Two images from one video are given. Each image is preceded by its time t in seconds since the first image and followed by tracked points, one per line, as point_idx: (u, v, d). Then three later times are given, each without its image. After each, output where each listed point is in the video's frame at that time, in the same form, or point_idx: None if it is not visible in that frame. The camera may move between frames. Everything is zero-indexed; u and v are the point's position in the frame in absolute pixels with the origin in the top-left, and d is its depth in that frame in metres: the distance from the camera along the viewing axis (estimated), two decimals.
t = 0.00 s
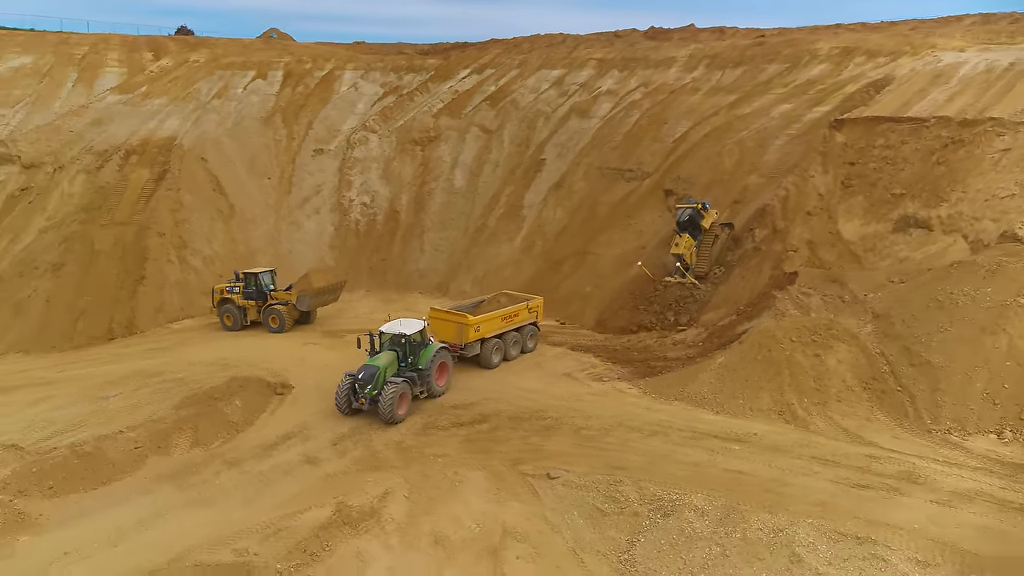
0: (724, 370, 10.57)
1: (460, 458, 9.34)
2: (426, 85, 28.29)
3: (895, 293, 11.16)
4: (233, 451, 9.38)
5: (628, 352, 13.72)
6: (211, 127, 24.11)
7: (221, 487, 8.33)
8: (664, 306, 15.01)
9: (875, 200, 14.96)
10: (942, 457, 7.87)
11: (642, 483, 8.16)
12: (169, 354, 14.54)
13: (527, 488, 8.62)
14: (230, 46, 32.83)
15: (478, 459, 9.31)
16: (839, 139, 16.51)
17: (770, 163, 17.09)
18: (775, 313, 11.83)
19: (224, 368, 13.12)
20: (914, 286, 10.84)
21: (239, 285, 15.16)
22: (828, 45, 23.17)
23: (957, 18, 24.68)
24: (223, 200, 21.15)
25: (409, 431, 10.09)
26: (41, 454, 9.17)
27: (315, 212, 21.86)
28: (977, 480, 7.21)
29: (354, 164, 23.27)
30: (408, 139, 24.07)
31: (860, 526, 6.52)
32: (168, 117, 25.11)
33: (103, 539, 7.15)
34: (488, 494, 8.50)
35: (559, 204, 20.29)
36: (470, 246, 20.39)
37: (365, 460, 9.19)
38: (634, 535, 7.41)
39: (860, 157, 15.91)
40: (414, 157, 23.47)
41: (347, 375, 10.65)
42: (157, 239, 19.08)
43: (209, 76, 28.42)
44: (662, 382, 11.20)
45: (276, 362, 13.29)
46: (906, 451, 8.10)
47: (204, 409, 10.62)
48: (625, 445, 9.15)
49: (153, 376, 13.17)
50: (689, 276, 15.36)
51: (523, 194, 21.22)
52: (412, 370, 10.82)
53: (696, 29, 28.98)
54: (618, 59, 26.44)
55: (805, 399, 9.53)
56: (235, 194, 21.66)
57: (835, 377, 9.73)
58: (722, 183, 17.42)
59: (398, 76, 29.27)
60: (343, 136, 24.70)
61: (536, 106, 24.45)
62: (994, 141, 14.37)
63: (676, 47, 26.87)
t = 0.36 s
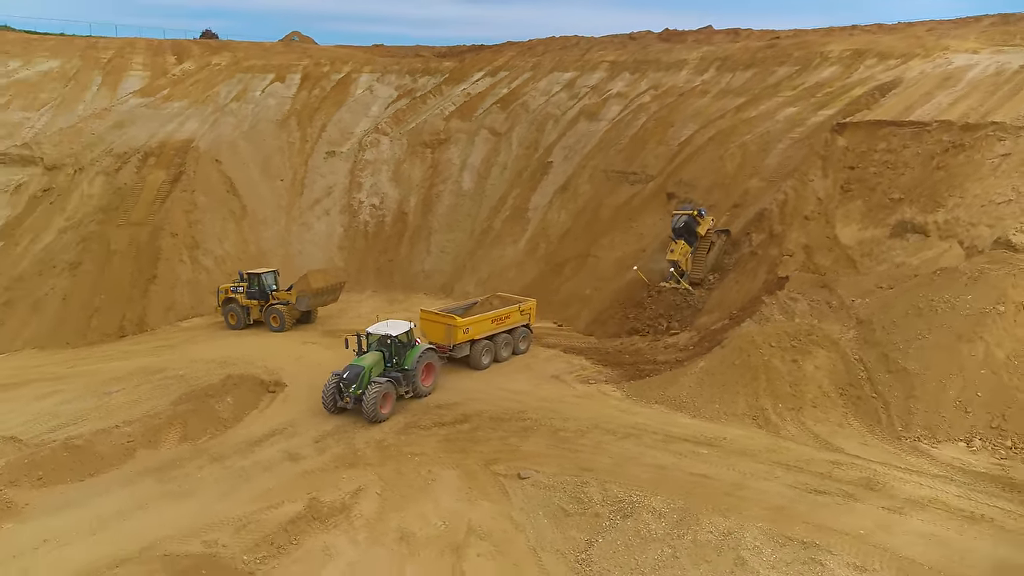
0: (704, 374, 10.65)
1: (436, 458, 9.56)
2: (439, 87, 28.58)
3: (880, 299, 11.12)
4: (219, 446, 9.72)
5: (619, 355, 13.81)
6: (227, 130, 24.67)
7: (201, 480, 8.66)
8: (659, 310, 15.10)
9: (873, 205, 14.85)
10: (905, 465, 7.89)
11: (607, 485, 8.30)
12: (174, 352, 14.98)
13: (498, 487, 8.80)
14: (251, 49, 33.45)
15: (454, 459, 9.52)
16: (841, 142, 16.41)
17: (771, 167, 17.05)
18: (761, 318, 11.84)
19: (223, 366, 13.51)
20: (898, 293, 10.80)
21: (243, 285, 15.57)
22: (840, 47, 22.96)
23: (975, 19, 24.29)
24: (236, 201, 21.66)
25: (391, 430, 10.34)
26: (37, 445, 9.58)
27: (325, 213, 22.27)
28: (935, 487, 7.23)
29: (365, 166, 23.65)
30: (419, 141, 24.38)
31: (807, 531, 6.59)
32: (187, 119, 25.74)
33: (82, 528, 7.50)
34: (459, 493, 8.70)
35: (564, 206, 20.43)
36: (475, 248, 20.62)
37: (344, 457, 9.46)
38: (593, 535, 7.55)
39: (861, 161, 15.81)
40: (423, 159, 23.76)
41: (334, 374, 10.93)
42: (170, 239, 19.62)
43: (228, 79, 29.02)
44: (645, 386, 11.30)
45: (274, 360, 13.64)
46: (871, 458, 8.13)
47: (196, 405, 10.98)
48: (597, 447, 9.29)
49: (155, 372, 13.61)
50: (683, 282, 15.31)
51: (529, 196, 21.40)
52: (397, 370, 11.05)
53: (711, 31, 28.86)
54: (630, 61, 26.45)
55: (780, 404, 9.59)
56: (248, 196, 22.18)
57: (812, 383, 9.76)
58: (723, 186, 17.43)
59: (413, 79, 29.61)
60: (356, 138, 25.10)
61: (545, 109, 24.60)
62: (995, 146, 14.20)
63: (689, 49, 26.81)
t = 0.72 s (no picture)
0: (685, 378, 10.72)
1: (415, 456, 9.77)
2: (454, 89, 28.84)
3: (866, 305, 11.08)
4: (207, 442, 10.05)
5: (612, 358, 13.90)
6: (244, 132, 25.21)
7: (185, 474, 8.99)
8: (653, 314, 15.13)
9: (873, 209, 14.72)
10: (869, 472, 7.92)
11: (574, 486, 8.44)
12: (180, 349, 15.42)
13: (470, 486, 8.98)
14: (272, 52, 34.04)
15: (431, 458, 9.73)
16: (843, 146, 16.30)
17: (773, 171, 16.99)
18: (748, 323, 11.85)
19: (224, 364, 13.89)
20: (883, 299, 10.77)
21: (248, 284, 15.96)
22: (853, 49, 22.73)
23: (994, 19, 23.84)
24: (250, 202, 22.16)
25: (375, 428, 10.59)
26: (35, 438, 10.01)
27: (336, 214, 22.68)
28: (893, 494, 7.26)
29: (377, 168, 24.01)
30: (430, 143, 24.66)
31: (756, 535, 6.68)
32: (206, 122, 26.34)
33: (65, 517, 7.86)
34: (432, 491, 8.90)
35: (569, 209, 20.55)
36: (481, 250, 20.84)
37: (325, 454, 9.72)
38: (554, 534, 7.70)
39: (862, 165, 15.68)
40: (434, 161, 24.04)
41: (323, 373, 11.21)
42: (184, 239, 20.16)
43: (248, 82, 29.61)
44: (629, 389, 11.39)
45: (273, 358, 13.99)
46: (836, 464, 8.17)
47: (190, 402, 11.33)
48: (571, 449, 9.43)
49: (159, 369, 14.04)
50: (678, 287, 15.31)
51: (536, 199, 21.56)
52: (384, 371, 11.29)
53: (726, 32, 28.71)
54: (642, 64, 26.44)
55: (755, 409, 9.64)
56: (262, 197, 22.67)
57: (789, 388, 9.79)
58: (724, 190, 17.40)
59: (428, 81, 29.91)
60: (369, 140, 25.48)
61: (556, 111, 24.72)
62: (997, 151, 14.01)
63: (702, 51, 26.72)
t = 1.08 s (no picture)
0: (667, 382, 10.79)
1: (396, 455, 10.00)
2: (468, 92, 29.08)
3: (851, 311, 11.04)
4: (197, 438, 10.39)
5: (605, 361, 14.00)
6: (261, 134, 25.72)
7: (172, 469, 9.33)
8: (649, 317, 15.17)
9: (872, 214, 14.60)
10: (833, 479, 7.95)
11: (544, 488, 8.59)
12: (186, 347, 15.86)
13: (446, 486, 9.17)
14: (293, 55, 34.57)
15: (412, 457, 9.95)
16: (845, 151, 16.18)
17: (775, 175, 16.93)
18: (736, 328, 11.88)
19: (225, 362, 14.27)
20: (868, 306, 10.72)
21: (253, 285, 16.39)
22: (867, 51, 22.47)
23: (1014, 20, 23.39)
24: (263, 204, 22.65)
25: (361, 427, 10.85)
26: (37, 430, 10.43)
27: (347, 216, 23.06)
28: (851, 501, 7.30)
29: (388, 170, 24.36)
30: (441, 146, 24.93)
31: (708, 540, 6.78)
32: (225, 124, 26.92)
33: (51, 509, 8.22)
34: (408, 490, 9.11)
35: (575, 212, 20.65)
36: (488, 251, 21.04)
37: (309, 452, 10.00)
38: (518, 534, 7.85)
39: (863, 170, 15.56)
40: (444, 164, 24.30)
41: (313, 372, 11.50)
42: (198, 239, 20.68)
43: (268, 85, 30.17)
44: (614, 393, 11.49)
45: (273, 357, 14.35)
46: (802, 471, 8.21)
47: (187, 399, 11.71)
48: (547, 451, 9.58)
49: (164, 366, 14.47)
50: (674, 293, 15.42)
51: (543, 201, 21.69)
52: (372, 372, 11.55)
53: (742, 33, 28.53)
54: (655, 66, 26.38)
55: (731, 415, 9.70)
56: (275, 199, 23.14)
57: (767, 395, 9.82)
58: (726, 194, 17.39)
59: (443, 83, 30.16)
60: (382, 143, 25.84)
61: (566, 114, 24.82)
62: (998, 156, 13.83)
63: (716, 53, 26.59)
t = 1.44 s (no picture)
0: (650, 386, 10.87)
1: (380, 454, 10.23)
2: (484, 94, 29.28)
3: (838, 318, 11.00)
4: (191, 434, 10.75)
5: (599, 365, 14.09)
6: (278, 137, 26.21)
7: (161, 464, 9.68)
8: (646, 322, 15.26)
9: (873, 220, 14.46)
10: (799, 486, 8.00)
11: (516, 490, 8.74)
12: (194, 345, 16.31)
13: (424, 485, 9.37)
14: (315, 58, 35.11)
15: (395, 456, 10.18)
16: (849, 155, 16.02)
17: (779, 180, 16.86)
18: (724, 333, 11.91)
19: (229, 360, 14.66)
20: (854, 313, 10.68)
21: (260, 285, 16.80)
22: (881, 54, 22.19)
23: None
24: (277, 206, 23.13)
25: (349, 426, 11.12)
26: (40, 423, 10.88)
27: (360, 218, 23.44)
28: (811, 509, 7.36)
29: (401, 173, 24.69)
30: (453, 148, 25.18)
31: (661, 544, 6.94)
32: (244, 127, 27.48)
33: (42, 500, 8.61)
34: (387, 488, 9.33)
35: (582, 215, 20.74)
36: (495, 254, 21.23)
37: (295, 450, 10.29)
38: (485, 534, 8.00)
39: (866, 175, 15.41)
40: (456, 166, 24.54)
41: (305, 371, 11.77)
42: (212, 240, 21.21)
43: (288, 88, 30.70)
44: (600, 396, 11.59)
45: (275, 356, 14.71)
46: (770, 478, 8.26)
47: (185, 396, 12.09)
48: (525, 453, 9.73)
49: (170, 364, 14.90)
50: (671, 300, 15.43)
51: (551, 204, 21.81)
52: (363, 372, 11.79)
53: (759, 35, 28.31)
54: (669, 68, 26.29)
55: (709, 421, 9.76)
56: (290, 200, 23.60)
57: (746, 402, 9.85)
58: (729, 199, 17.35)
59: (459, 85, 30.37)
60: (396, 145, 26.19)
61: (578, 117, 24.89)
62: (1001, 162, 13.63)
63: (731, 55, 26.44)
